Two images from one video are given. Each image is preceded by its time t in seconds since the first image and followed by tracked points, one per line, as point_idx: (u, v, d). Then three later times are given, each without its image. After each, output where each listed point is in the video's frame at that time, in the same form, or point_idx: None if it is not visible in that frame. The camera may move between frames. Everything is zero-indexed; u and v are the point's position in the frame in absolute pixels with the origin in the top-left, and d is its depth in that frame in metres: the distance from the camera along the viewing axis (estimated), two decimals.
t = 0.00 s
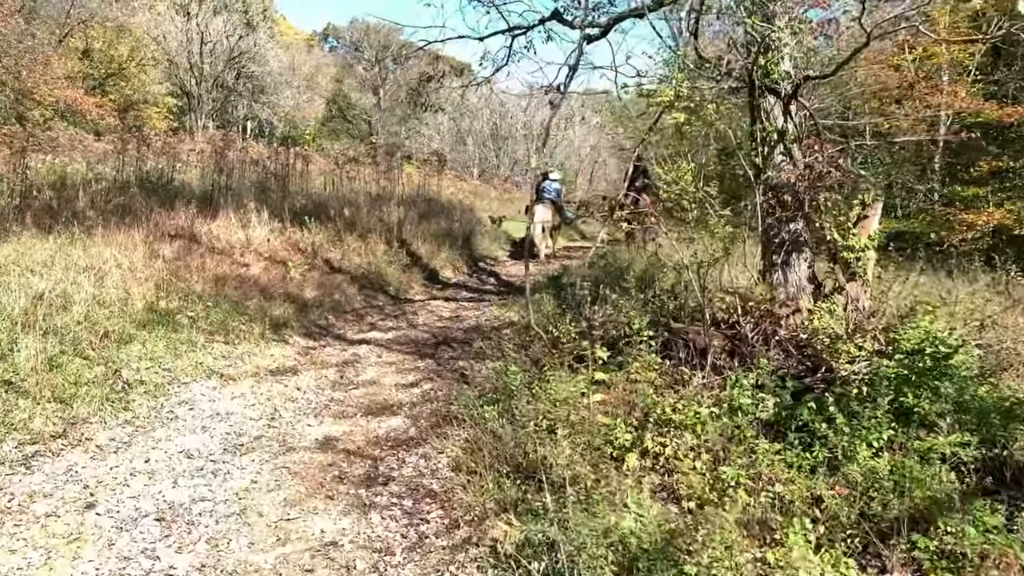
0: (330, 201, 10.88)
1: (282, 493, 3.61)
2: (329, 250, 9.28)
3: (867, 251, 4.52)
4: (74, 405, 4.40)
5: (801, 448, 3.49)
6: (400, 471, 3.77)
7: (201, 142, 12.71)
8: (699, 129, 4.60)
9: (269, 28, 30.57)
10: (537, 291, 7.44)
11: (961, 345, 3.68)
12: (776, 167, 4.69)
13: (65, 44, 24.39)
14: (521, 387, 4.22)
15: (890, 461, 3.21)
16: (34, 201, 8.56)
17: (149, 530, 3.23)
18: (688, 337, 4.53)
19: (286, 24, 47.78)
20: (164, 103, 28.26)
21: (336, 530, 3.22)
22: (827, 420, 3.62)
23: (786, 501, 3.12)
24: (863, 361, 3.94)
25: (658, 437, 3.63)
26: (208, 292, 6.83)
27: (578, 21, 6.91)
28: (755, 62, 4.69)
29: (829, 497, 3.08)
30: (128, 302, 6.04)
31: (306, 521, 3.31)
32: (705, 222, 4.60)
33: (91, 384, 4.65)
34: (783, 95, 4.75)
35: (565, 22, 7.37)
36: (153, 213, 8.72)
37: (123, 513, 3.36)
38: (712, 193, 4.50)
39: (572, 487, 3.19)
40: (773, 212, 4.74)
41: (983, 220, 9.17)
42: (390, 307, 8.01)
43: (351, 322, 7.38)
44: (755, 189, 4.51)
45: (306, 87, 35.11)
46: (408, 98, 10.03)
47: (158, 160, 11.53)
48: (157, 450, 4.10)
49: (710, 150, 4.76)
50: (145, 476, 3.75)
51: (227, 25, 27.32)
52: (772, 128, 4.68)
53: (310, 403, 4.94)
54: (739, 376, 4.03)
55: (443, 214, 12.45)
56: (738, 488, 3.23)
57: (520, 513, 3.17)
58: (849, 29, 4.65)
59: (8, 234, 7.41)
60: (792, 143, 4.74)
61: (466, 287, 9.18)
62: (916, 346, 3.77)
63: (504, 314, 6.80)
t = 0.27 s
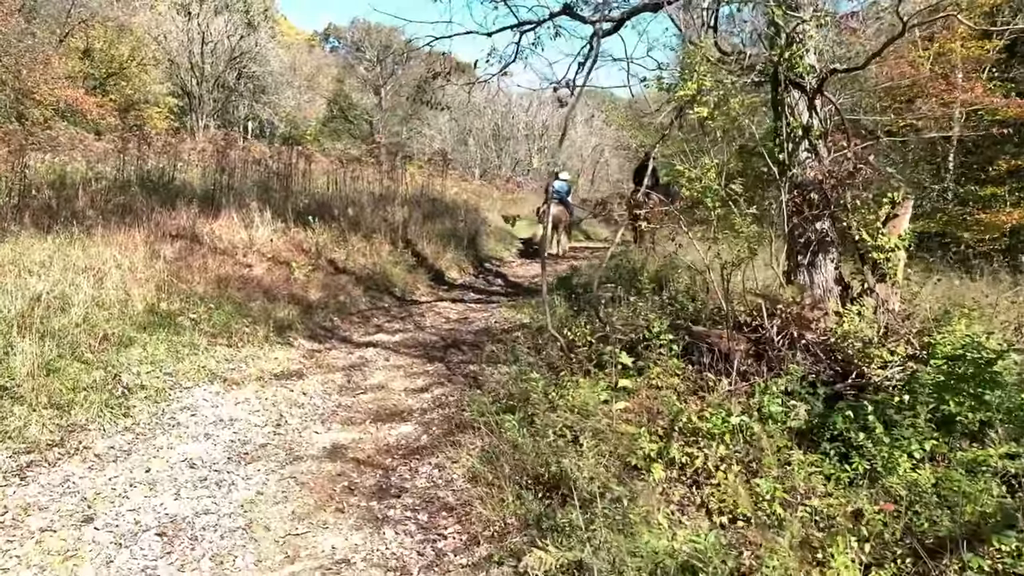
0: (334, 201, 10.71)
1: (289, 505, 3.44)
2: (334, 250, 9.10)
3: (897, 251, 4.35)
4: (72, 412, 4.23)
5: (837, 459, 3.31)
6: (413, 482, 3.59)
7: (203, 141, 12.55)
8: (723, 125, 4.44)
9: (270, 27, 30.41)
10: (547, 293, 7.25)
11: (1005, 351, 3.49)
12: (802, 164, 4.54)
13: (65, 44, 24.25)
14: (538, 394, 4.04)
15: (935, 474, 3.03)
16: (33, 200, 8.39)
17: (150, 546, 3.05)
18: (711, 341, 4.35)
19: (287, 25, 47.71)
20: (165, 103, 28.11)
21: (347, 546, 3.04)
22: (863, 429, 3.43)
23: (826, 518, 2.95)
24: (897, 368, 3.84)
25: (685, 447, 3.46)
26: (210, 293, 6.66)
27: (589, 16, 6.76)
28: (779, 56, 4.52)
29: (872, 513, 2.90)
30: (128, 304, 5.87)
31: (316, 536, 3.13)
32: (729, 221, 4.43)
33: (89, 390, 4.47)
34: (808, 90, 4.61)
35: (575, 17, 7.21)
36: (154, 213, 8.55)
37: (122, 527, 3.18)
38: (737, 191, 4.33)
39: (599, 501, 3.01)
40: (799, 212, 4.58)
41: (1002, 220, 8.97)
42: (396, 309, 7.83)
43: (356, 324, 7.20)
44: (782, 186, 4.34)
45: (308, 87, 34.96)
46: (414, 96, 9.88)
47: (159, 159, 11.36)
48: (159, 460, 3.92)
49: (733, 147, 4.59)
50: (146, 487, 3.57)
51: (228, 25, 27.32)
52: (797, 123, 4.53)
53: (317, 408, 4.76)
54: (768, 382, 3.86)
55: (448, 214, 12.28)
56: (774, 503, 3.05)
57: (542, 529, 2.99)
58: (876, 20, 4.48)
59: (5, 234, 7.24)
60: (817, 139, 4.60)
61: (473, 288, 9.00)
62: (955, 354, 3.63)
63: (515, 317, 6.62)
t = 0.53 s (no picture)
0: (337, 203, 10.55)
1: (295, 524, 3.26)
2: (337, 253, 8.93)
3: (927, 255, 4.18)
4: (67, 424, 4.05)
5: (874, 476, 3.14)
6: (425, 499, 3.42)
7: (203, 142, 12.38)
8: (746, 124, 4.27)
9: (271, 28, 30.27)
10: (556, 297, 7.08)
11: None
12: (827, 164, 4.39)
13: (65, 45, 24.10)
14: (555, 406, 3.87)
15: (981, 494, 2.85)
16: (30, 202, 8.22)
17: (148, 570, 2.88)
18: (734, 349, 4.17)
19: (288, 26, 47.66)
20: (166, 104, 27.93)
21: (358, 571, 2.86)
22: (901, 444, 3.26)
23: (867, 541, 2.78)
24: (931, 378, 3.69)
25: (713, 463, 3.28)
26: (211, 297, 6.48)
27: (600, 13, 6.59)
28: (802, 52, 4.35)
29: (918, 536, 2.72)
30: (127, 309, 5.69)
31: (324, 559, 2.96)
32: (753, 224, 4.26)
33: (86, 400, 4.30)
34: (833, 87, 4.46)
35: (585, 14, 7.05)
36: (154, 215, 8.38)
37: (119, 549, 3.01)
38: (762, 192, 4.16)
39: (625, 523, 2.83)
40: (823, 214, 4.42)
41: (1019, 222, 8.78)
42: (402, 313, 7.66)
43: (361, 329, 7.03)
44: (807, 187, 4.18)
45: (308, 88, 34.82)
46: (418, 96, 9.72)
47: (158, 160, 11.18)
48: (158, 474, 3.75)
49: (756, 146, 4.42)
50: (144, 504, 3.40)
51: (229, 25, 27.28)
52: (822, 121, 4.38)
53: (323, 419, 4.59)
54: (796, 393, 3.68)
55: (452, 215, 12.11)
56: (811, 524, 2.88)
57: (565, 552, 2.81)
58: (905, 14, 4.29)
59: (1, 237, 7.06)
60: (842, 138, 4.45)
61: (479, 291, 8.83)
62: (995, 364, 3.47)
63: (524, 322, 6.45)
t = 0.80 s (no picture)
0: (340, 203, 10.36)
1: (298, 545, 3.07)
2: (339, 255, 8.74)
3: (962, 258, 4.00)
4: (58, 435, 3.86)
5: (916, 494, 2.95)
6: (436, 517, 3.23)
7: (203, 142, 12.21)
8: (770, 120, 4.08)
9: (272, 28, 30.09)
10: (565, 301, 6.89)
11: None
12: (854, 162, 4.21)
13: (65, 45, 23.97)
14: (572, 419, 3.68)
15: None
16: (26, 202, 8.04)
17: None
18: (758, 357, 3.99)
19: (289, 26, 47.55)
20: (166, 104, 27.73)
21: None
22: (945, 460, 3.06)
23: (916, 566, 2.58)
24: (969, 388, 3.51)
25: (742, 480, 3.09)
26: (210, 300, 6.29)
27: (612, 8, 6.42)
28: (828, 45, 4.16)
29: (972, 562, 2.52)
30: (123, 314, 5.50)
31: None
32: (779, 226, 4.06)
33: (78, 410, 4.11)
34: (860, 82, 4.29)
35: (596, 9, 6.88)
36: (152, 216, 8.19)
37: (109, 573, 2.82)
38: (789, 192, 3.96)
39: (653, 548, 2.64)
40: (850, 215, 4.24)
41: None
42: (406, 317, 7.48)
43: (365, 333, 6.83)
44: (835, 186, 3.99)
45: (309, 88, 34.70)
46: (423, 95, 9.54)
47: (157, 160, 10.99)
48: (153, 489, 3.56)
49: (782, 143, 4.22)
50: (138, 523, 3.21)
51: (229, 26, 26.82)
52: (849, 118, 4.21)
53: (326, 428, 4.39)
54: (827, 404, 3.49)
55: (456, 216, 11.92)
56: (852, 546, 2.68)
57: None
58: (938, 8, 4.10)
59: None
60: (869, 136, 4.28)
61: (485, 294, 8.64)
62: None
63: (532, 326, 6.25)
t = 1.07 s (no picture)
0: (341, 204, 10.18)
1: (296, 569, 2.87)
2: (340, 257, 8.54)
3: (997, 261, 3.78)
4: (44, 449, 3.67)
5: (962, 516, 2.74)
6: (444, 539, 3.03)
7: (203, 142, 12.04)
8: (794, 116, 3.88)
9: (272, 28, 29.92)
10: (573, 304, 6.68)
11: None
12: (881, 161, 3.99)
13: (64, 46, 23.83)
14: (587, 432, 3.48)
15: None
16: (20, 203, 7.86)
17: None
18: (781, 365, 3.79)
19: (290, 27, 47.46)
20: (166, 104, 27.55)
21: None
22: (991, 479, 2.84)
23: None
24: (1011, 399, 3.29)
25: (772, 500, 2.88)
26: (208, 304, 6.11)
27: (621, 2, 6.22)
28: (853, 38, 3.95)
29: None
30: (117, 319, 5.32)
31: None
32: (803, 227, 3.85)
33: (67, 422, 3.92)
34: (887, 77, 4.08)
35: (605, 4, 6.68)
36: (149, 217, 8.01)
37: None
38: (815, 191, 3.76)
39: None
40: (877, 216, 4.03)
41: None
42: (409, 321, 7.28)
43: (367, 338, 6.64)
44: (863, 186, 3.79)
45: (310, 89, 34.55)
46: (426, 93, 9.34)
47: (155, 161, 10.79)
48: (144, 508, 3.36)
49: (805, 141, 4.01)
50: (126, 545, 3.02)
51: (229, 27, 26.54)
52: (876, 114, 4.00)
53: (327, 440, 4.20)
54: (859, 417, 3.28)
55: (459, 217, 11.73)
56: None
57: None
58: None
59: None
60: (897, 133, 4.07)
61: (489, 297, 8.44)
62: None
63: (540, 331, 6.06)
